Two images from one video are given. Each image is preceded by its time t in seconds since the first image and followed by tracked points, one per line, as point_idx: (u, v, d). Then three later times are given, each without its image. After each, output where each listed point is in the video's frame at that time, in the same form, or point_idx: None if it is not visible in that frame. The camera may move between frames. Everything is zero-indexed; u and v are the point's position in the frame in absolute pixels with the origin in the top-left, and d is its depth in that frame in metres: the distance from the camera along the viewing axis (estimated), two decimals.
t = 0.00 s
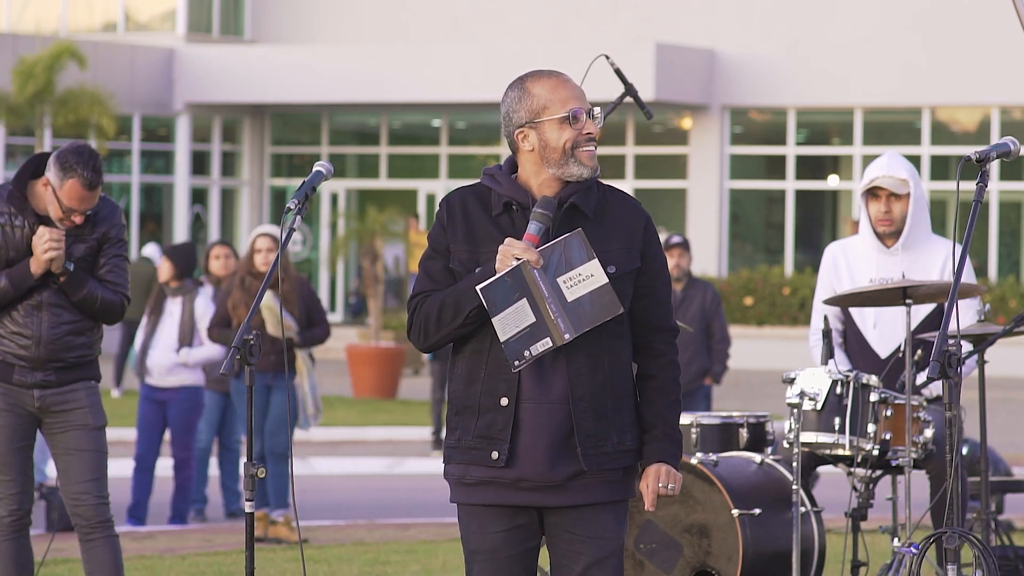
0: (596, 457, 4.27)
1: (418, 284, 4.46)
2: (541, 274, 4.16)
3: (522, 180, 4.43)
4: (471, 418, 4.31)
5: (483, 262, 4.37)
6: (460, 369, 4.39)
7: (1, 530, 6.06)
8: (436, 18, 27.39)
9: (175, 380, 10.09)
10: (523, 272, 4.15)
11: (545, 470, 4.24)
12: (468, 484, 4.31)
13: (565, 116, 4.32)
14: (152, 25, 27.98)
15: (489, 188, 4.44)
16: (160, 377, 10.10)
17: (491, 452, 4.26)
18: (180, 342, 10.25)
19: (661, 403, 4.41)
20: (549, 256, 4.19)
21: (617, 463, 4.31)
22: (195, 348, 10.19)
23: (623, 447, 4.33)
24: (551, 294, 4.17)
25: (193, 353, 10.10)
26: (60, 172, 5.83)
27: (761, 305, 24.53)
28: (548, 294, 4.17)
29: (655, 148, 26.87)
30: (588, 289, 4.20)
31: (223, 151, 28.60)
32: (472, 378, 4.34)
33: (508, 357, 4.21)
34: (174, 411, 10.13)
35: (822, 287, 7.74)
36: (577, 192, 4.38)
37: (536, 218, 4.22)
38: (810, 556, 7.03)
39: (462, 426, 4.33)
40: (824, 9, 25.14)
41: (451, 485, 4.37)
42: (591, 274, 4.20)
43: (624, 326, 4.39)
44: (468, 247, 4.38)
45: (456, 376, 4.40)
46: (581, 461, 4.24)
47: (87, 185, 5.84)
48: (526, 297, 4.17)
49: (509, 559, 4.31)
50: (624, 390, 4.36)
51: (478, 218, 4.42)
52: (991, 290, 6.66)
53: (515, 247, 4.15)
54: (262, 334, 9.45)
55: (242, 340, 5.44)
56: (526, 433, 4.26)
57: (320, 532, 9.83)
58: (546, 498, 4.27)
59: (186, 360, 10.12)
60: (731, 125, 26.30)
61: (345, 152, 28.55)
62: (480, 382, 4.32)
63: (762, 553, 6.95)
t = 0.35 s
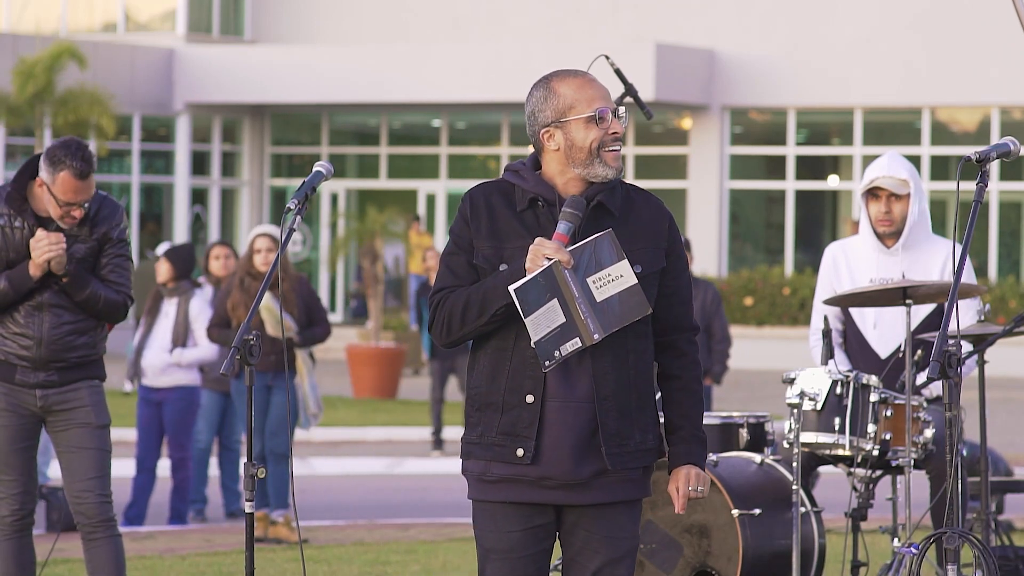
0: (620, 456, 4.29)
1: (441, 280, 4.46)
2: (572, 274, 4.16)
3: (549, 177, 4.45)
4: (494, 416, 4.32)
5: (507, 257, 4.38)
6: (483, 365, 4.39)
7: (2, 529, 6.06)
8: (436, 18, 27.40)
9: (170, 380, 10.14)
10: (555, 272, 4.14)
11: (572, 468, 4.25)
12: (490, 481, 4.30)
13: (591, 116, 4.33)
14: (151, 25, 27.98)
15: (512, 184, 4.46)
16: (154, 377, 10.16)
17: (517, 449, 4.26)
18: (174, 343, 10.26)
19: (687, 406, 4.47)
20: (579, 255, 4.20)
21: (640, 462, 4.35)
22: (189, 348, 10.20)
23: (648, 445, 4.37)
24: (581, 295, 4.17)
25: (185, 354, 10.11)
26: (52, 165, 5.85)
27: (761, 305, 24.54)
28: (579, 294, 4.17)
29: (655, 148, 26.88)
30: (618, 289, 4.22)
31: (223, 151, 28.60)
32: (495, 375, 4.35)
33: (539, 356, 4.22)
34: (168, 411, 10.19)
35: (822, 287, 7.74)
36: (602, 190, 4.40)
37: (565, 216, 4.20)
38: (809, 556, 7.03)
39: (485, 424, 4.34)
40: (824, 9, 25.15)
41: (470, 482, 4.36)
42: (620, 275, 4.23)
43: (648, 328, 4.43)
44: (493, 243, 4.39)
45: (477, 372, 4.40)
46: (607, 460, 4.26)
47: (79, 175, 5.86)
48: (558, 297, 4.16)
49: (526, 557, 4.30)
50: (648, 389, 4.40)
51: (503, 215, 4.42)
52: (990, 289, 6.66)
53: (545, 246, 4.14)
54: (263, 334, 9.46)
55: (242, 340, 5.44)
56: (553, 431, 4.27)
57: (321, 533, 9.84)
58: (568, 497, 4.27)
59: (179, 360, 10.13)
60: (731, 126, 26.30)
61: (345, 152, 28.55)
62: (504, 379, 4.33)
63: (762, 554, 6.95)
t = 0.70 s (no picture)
0: (614, 465, 4.33)
1: (449, 279, 4.53)
2: (563, 282, 4.22)
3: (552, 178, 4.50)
4: (494, 416, 4.38)
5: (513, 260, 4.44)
6: (487, 365, 4.45)
7: (4, 529, 6.06)
8: (436, 18, 27.40)
9: (164, 380, 10.13)
10: (545, 281, 4.20)
11: (566, 476, 4.31)
12: (487, 479, 4.37)
13: (572, 113, 4.38)
14: (152, 25, 27.97)
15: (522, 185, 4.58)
16: (148, 377, 10.14)
17: (510, 450, 4.33)
18: (169, 343, 10.24)
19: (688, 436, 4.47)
20: (570, 262, 4.25)
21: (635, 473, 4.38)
22: (183, 348, 10.18)
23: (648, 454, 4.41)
24: (575, 303, 4.22)
25: (180, 354, 10.09)
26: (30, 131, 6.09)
27: (761, 305, 24.55)
28: (572, 301, 4.22)
29: (655, 148, 26.88)
30: (609, 293, 4.26)
31: (223, 151, 28.59)
32: (498, 375, 4.41)
33: (537, 365, 4.26)
34: (164, 411, 10.18)
35: (822, 287, 7.74)
36: (614, 197, 4.45)
37: (555, 223, 4.28)
38: (810, 556, 7.03)
39: (485, 423, 4.41)
40: (824, 9, 25.15)
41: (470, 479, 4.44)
42: (613, 278, 4.27)
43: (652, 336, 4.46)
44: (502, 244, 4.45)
45: (482, 372, 4.46)
46: (601, 469, 4.32)
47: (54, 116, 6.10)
48: (551, 306, 4.22)
49: (519, 555, 4.36)
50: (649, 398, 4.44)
51: (514, 216, 4.48)
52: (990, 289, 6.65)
53: (537, 254, 4.21)
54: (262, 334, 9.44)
55: (242, 340, 5.44)
56: (550, 436, 4.33)
57: (320, 533, 9.84)
58: (563, 501, 4.34)
59: (173, 360, 10.12)
60: (731, 125, 26.29)
61: (345, 152, 28.56)
62: (505, 380, 4.39)
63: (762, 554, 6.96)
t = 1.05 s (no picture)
0: (566, 459, 4.43)
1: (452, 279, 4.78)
2: (492, 271, 4.42)
3: (537, 177, 4.69)
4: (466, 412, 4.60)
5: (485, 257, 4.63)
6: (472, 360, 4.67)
7: (5, 530, 6.06)
8: (436, 18, 27.40)
9: (162, 380, 10.11)
10: (471, 269, 4.44)
11: (519, 470, 4.46)
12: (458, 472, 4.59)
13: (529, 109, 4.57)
14: (151, 25, 27.96)
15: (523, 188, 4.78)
16: (146, 377, 10.13)
17: (472, 444, 4.55)
18: (166, 343, 10.22)
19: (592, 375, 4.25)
20: (500, 252, 4.43)
21: (593, 466, 4.43)
22: (180, 348, 10.16)
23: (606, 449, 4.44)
24: (500, 291, 4.40)
25: (177, 354, 10.09)
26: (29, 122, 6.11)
27: (761, 305, 24.55)
28: (496, 289, 4.41)
29: (655, 147, 26.88)
30: (527, 286, 4.35)
31: (223, 151, 28.58)
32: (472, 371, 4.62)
33: (458, 353, 4.46)
34: (162, 411, 10.15)
35: (822, 287, 7.74)
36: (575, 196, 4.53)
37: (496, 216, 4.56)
38: (809, 556, 7.03)
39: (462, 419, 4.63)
40: (824, 9, 25.14)
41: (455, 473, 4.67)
42: (535, 270, 4.35)
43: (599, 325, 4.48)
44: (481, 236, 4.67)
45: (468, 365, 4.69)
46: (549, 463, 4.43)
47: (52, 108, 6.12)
48: (474, 293, 4.43)
49: (480, 547, 4.52)
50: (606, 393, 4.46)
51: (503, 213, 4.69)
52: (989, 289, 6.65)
53: (470, 244, 4.46)
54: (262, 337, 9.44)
55: (242, 340, 5.43)
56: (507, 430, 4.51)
57: (320, 532, 9.84)
58: (519, 494, 4.48)
59: (170, 360, 10.11)
60: (731, 125, 26.29)
61: (345, 152, 28.58)
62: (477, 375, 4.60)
63: (762, 554, 6.96)
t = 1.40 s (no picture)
0: (496, 466, 4.29)
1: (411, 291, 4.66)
2: (419, 293, 4.28)
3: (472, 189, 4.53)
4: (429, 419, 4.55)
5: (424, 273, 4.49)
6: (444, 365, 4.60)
7: (6, 529, 6.06)
8: (436, 18, 27.39)
9: (162, 380, 10.12)
10: (396, 292, 4.27)
11: (463, 480, 4.38)
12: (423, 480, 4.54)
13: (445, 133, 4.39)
14: (152, 25, 27.95)
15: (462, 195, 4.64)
16: (146, 377, 10.12)
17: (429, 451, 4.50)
18: (166, 342, 10.22)
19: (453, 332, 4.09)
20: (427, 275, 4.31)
21: (520, 473, 4.28)
22: (181, 347, 10.17)
23: (535, 453, 4.28)
24: (426, 311, 4.26)
25: (177, 353, 10.09)
26: (32, 117, 6.11)
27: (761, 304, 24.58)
28: (422, 309, 4.26)
29: (656, 147, 26.87)
30: (451, 305, 4.24)
31: (223, 150, 28.56)
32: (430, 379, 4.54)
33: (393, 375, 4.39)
34: (162, 410, 10.15)
35: (822, 287, 7.74)
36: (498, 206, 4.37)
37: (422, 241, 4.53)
38: (808, 555, 7.02)
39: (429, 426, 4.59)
40: (824, 9, 25.14)
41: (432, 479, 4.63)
42: (454, 290, 4.24)
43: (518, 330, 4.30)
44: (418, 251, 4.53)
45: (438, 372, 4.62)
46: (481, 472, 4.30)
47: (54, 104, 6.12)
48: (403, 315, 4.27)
49: (447, 551, 4.47)
50: (535, 395, 4.29)
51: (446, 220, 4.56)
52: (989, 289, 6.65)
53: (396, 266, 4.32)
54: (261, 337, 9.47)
55: (242, 340, 5.43)
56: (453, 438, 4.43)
57: (319, 532, 9.83)
58: (472, 503, 4.41)
59: (169, 360, 10.11)
60: (731, 125, 26.30)
61: (345, 152, 28.59)
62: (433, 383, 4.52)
63: (762, 554, 6.94)
